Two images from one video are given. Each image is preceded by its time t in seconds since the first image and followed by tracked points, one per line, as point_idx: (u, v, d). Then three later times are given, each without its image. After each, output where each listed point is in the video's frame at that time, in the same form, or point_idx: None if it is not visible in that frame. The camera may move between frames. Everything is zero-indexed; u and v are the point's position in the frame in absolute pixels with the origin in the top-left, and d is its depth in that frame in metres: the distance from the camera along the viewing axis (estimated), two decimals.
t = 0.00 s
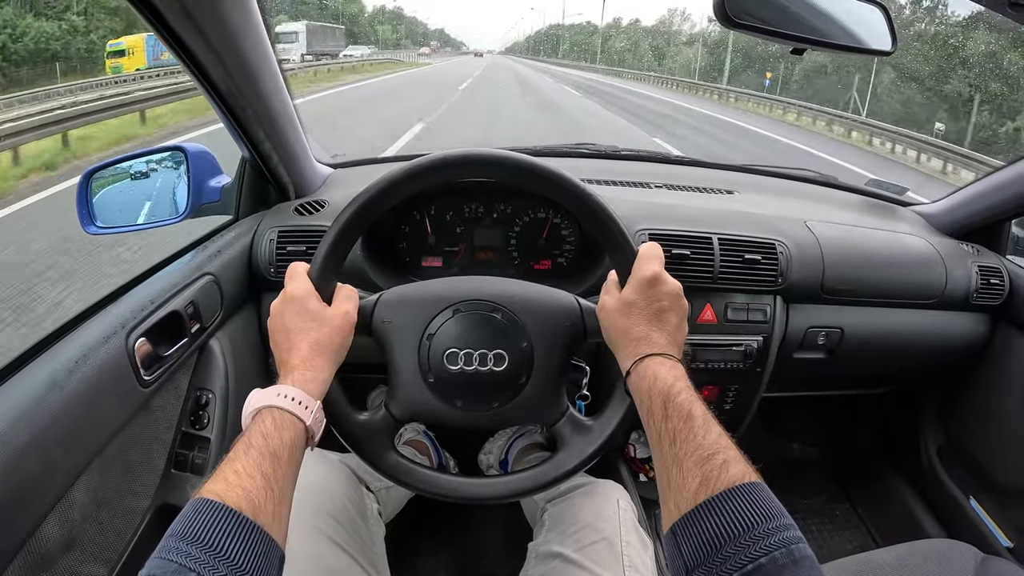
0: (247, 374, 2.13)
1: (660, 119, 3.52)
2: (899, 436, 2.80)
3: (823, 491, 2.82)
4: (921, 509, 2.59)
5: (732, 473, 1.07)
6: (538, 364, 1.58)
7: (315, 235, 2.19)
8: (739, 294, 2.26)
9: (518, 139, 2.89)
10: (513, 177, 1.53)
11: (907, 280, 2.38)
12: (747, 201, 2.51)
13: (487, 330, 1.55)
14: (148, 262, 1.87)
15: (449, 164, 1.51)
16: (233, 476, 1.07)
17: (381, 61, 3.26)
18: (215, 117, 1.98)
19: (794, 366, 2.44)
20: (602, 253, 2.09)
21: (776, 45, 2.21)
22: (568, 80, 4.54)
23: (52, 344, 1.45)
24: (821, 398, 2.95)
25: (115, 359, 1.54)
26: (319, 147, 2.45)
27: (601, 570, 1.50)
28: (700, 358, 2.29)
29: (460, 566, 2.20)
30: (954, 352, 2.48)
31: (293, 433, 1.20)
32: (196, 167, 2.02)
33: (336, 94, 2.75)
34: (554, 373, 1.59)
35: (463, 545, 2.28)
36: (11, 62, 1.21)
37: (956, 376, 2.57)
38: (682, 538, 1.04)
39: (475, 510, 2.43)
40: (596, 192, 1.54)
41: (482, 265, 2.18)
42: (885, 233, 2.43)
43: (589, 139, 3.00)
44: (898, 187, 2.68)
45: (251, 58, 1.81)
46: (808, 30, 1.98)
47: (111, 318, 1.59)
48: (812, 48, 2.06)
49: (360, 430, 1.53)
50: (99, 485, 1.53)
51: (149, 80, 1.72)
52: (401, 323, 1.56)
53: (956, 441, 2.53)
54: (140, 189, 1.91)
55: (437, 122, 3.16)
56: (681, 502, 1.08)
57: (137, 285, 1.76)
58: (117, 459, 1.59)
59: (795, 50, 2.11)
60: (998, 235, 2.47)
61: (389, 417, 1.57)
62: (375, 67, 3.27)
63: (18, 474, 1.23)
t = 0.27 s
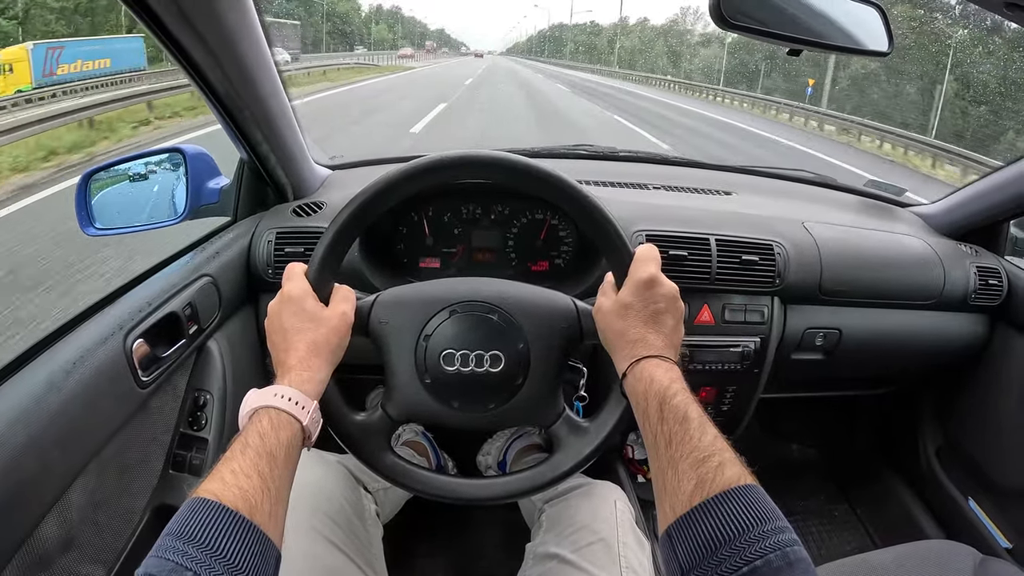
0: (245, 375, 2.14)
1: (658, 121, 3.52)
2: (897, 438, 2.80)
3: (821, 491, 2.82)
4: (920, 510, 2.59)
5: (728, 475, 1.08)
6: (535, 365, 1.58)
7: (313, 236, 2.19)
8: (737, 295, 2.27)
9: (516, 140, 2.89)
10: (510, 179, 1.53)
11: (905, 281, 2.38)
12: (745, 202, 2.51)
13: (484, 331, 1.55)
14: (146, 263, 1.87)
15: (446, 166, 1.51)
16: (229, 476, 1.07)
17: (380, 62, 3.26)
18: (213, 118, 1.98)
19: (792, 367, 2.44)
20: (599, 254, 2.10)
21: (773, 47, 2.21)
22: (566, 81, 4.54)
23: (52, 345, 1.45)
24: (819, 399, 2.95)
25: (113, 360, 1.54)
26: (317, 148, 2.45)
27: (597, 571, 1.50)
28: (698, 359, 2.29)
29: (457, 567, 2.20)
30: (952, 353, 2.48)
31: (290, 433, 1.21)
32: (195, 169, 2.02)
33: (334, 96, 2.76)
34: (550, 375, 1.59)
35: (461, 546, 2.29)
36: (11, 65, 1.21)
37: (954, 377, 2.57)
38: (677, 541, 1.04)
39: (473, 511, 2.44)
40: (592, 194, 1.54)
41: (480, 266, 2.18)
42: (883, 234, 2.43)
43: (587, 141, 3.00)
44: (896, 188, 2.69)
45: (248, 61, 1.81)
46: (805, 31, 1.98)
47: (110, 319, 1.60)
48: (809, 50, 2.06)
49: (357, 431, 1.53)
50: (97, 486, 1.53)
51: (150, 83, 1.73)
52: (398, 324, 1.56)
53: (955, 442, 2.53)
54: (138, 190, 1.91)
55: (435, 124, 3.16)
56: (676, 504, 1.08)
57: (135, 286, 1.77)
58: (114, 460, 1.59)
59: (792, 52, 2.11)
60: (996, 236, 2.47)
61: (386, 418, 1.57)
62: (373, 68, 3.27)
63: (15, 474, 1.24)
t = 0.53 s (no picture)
0: (247, 375, 2.14)
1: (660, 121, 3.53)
2: (898, 437, 2.80)
3: (823, 492, 2.82)
4: (921, 510, 2.59)
5: (730, 475, 1.08)
6: (537, 366, 1.58)
7: (315, 237, 2.19)
8: (739, 296, 2.27)
9: (517, 141, 2.89)
10: (513, 180, 1.53)
11: (906, 281, 2.38)
12: (747, 202, 2.51)
13: (487, 332, 1.55)
14: (148, 263, 1.88)
15: (448, 167, 1.51)
16: (232, 478, 1.07)
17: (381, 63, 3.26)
18: (214, 118, 1.98)
19: (794, 367, 2.45)
20: (601, 254, 2.10)
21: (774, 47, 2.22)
22: (568, 82, 4.54)
23: (54, 345, 1.46)
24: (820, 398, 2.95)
25: (115, 361, 1.54)
26: (318, 149, 2.45)
27: (600, 571, 1.50)
28: (700, 360, 2.29)
29: (459, 567, 2.21)
30: (953, 353, 2.48)
31: (292, 434, 1.21)
32: (196, 169, 2.01)
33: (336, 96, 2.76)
34: (553, 375, 1.59)
35: (463, 547, 2.29)
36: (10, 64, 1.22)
37: (956, 376, 2.57)
38: (680, 540, 1.05)
39: (475, 511, 2.44)
40: (594, 194, 1.54)
41: (482, 267, 2.18)
42: (884, 234, 2.43)
43: (589, 141, 3.00)
44: (897, 188, 2.69)
45: (250, 61, 1.81)
46: (806, 32, 1.98)
47: (111, 320, 1.60)
48: (811, 51, 2.07)
49: (360, 432, 1.53)
50: (100, 487, 1.53)
51: (148, 79, 1.72)
52: (401, 325, 1.56)
53: (956, 442, 2.53)
54: (139, 191, 1.90)
55: (437, 124, 3.16)
56: (679, 504, 1.08)
57: (137, 287, 1.77)
58: (117, 460, 1.59)
59: (793, 52, 2.11)
60: (998, 236, 2.47)
61: (389, 419, 1.57)
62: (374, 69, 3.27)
63: (19, 475, 1.24)
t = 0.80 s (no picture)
0: (247, 377, 2.14)
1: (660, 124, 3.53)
2: (898, 441, 2.80)
3: (822, 495, 2.83)
4: (920, 513, 2.59)
5: (730, 475, 1.08)
6: (538, 369, 1.58)
7: (316, 239, 2.20)
8: (738, 299, 2.27)
9: (517, 143, 2.90)
10: (513, 183, 1.54)
11: (905, 286, 2.38)
12: (746, 206, 2.52)
13: (487, 335, 1.56)
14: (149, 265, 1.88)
15: (449, 170, 1.52)
16: (233, 482, 1.07)
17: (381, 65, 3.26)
18: (214, 118, 1.98)
19: (793, 371, 2.45)
20: (601, 257, 2.11)
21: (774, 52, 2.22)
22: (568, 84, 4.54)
23: (55, 346, 1.46)
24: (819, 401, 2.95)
25: (115, 362, 1.54)
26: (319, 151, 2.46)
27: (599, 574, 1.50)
28: (700, 363, 2.29)
29: (458, 570, 2.21)
30: (953, 357, 2.48)
31: (293, 439, 1.21)
32: (197, 170, 2.02)
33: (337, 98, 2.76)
34: (553, 378, 1.60)
35: (462, 549, 2.29)
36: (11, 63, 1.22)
37: (955, 380, 2.58)
38: (680, 541, 1.05)
39: (474, 514, 2.44)
40: (595, 198, 1.54)
41: (482, 269, 2.19)
42: (884, 238, 2.44)
43: (590, 144, 3.00)
44: (897, 192, 2.69)
45: (252, 63, 1.82)
46: (807, 37, 1.99)
47: (112, 321, 1.60)
48: (811, 55, 2.07)
49: (360, 435, 1.53)
50: (100, 488, 1.53)
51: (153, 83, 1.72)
52: (401, 329, 1.56)
53: (955, 446, 2.54)
54: (140, 192, 1.90)
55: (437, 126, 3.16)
56: (678, 505, 1.09)
57: (138, 289, 1.77)
58: (117, 461, 1.59)
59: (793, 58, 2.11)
60: (997, 240, 2.47)
61: (389, 422, 1.57)
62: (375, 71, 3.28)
63: (20, 477, 1.24)
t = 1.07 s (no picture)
0: (247, 375, 2.14)
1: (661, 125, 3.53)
2: (896, 443, 2.80)
3: (821, 497, 2.83)
4: (919, 516, 2.59)
5: (730, 475, 1.08)
6: (538, 369, 1.58)
7: (316, 238, 2.19)
8: (738, 301, 2.27)
9: (517, 143, 2.90)
10: (514, 182, 1.54)
11: (905, 288, 2.39)
12: (746, 207, 2.52)
13: (487, 335, 1.55)
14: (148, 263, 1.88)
15: (449, 169, 1.52)
16: (233, 482, 1.07)
17: (381, 64, 3.26)
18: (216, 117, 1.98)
19: (793, 373, 2.45)
20: (601, 258, 2.11)
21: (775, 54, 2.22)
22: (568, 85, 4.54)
23: (55, 343, 1.46)
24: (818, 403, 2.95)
25: (114, 360, 1.54)
26: (320, 150, 2.46)
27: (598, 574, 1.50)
28: (700, 364, 2.29)
29: (457, 570, 2.20)
30: (952, 359, 2.48)
31: (293, 439, 1.21)
32: (197, 168, 2.02)
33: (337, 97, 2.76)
34: (553, 378, 1.59)
35: (460, 549, 2.29)
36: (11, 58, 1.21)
37: (954, 382, 2.58)
38: (679, 541, 1.05)
39: (472, 514, 2.44)
40: (596, 198, 1.54)
41: (482, 269, 2.19)
42: (884, 241, 2.44)
43: (590, 145, 3.00)
44: (897, 195, 2.69)
45: (254, 61, 1.81)
46: (808, 38, 1.99)
47: (112, 319, 1.60)
48: (813, 57, 2.07)
49: (359, 434, 1.53)
50: (98, 486, 1.53)
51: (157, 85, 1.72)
52: (401, 328, 1.56)
53: (954, 448, 2.54)
54: (141, 191, 1.90)
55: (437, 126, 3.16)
56: (678, 505, 1.08)
57: (138, 287, 1.77)
58: (116, 459, 1.59)
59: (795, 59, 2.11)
60: (997, 243, 2.48)
61: (389, 421, 1.57)
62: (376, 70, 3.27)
63: (17, 474, 1.24)
